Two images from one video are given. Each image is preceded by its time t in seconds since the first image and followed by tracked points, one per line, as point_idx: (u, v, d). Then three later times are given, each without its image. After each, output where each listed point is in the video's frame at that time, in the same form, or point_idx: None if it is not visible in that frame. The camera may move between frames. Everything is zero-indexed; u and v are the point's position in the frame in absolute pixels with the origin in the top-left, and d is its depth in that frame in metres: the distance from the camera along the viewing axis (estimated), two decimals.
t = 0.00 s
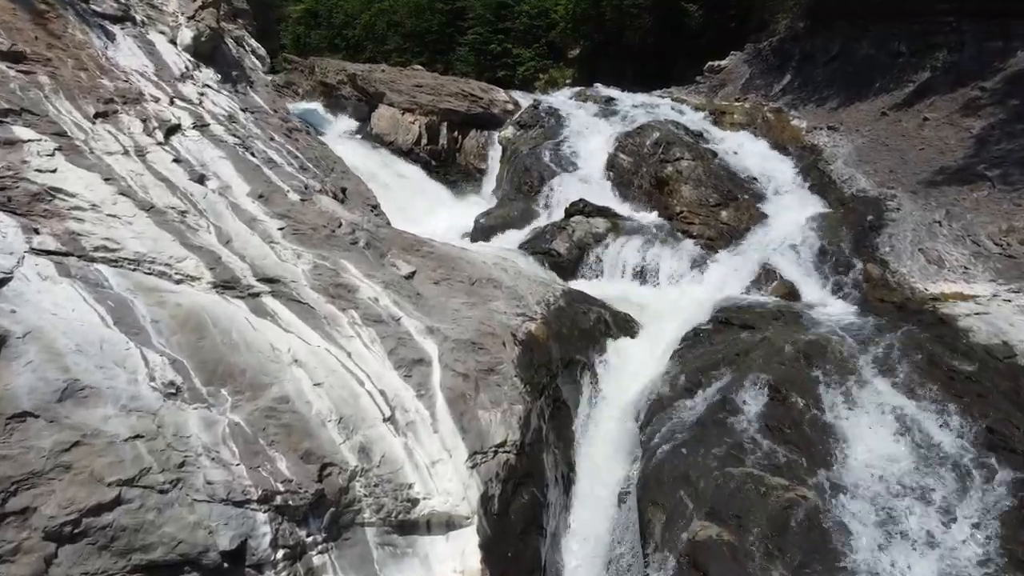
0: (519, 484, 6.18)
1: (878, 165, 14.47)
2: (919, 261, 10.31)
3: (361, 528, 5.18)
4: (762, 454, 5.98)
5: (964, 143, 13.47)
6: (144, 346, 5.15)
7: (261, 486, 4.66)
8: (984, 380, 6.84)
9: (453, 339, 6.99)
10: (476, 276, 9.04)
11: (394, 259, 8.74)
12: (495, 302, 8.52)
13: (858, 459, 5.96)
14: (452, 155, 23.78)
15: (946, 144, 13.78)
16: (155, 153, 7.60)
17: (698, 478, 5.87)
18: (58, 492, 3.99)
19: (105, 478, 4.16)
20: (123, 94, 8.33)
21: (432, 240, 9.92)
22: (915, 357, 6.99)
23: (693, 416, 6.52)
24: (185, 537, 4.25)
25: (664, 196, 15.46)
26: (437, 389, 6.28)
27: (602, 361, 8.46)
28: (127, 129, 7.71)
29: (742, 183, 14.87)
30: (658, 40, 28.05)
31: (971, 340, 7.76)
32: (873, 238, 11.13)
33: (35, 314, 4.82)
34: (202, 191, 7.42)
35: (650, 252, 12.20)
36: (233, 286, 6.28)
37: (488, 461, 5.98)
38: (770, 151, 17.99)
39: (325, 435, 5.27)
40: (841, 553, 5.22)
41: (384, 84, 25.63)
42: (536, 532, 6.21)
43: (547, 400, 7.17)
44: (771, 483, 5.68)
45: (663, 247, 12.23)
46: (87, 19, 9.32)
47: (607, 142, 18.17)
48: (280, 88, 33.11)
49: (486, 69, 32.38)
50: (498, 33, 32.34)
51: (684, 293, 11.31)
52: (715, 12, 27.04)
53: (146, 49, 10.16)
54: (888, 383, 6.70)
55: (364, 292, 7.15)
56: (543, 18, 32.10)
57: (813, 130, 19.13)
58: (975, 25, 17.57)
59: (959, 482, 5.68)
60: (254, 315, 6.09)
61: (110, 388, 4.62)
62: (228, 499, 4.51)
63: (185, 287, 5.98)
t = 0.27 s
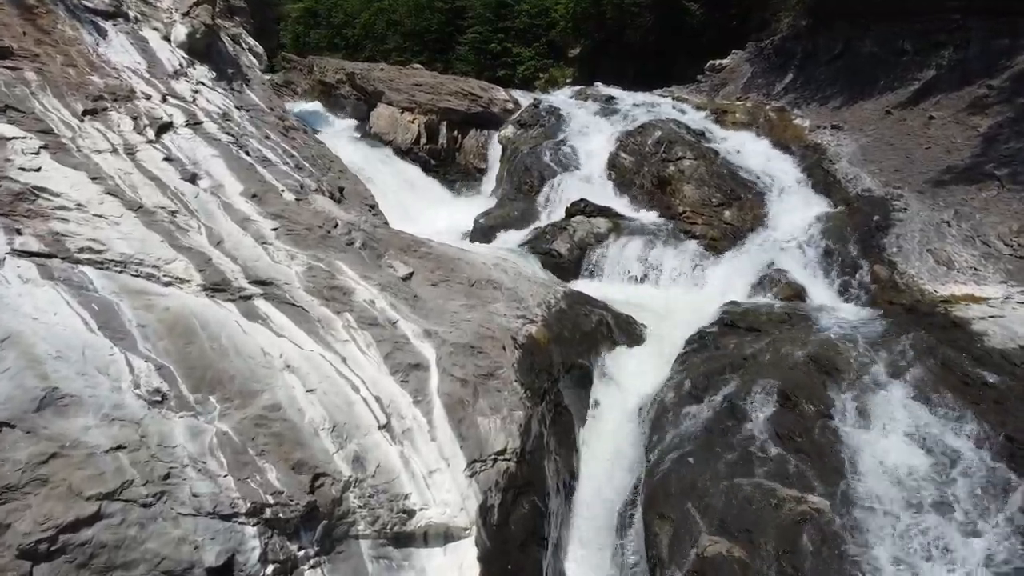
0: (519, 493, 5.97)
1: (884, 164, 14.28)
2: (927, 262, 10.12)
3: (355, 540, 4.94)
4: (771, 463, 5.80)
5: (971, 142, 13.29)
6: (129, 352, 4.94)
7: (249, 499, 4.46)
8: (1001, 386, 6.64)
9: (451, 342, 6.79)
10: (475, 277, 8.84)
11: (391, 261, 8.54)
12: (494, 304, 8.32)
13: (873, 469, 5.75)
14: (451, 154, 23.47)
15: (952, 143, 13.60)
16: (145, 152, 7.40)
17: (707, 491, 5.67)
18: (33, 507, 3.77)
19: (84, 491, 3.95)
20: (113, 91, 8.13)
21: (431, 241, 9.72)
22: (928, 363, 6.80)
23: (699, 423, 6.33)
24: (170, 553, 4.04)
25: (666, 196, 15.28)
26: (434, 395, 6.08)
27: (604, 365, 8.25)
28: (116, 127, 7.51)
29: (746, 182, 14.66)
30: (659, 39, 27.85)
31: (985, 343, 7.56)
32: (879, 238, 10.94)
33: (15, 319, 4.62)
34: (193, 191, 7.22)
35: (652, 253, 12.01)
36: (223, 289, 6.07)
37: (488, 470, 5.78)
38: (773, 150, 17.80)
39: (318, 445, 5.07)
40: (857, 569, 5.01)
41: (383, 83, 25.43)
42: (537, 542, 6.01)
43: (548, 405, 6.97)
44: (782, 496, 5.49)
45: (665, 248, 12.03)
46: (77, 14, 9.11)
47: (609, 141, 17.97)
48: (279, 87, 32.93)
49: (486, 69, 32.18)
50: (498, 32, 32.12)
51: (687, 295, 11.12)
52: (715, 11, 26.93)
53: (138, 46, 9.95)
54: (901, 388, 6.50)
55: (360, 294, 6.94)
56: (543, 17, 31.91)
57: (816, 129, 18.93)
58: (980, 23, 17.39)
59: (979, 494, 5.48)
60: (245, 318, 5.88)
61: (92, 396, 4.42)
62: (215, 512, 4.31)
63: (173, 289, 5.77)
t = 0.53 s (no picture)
0: (519, 504, 5.76)
1: (889, 163, 14.06)
2: (937, 263, 9.91)
3: (348, 555, 4.72)
4: (782, 474, 5.59)
5: (978, 141, 13.08)
6: (111, 357, 4.72)
7: (236, 513, 4.24)
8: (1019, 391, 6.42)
9: (449, 346, 6.58)
10: (474, 279, 8.63)
11: (388, 261, 8.32)
12: (494, 306, 8.10)
13: (890, 481, 5.54)
14: (451, 153, 23.26)
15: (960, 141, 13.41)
16: (133, 149, 7.18)
17: (716, 504, 5.45)
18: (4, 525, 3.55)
19: (59, 508, 3.73)
20: (101, 87, 7.91)
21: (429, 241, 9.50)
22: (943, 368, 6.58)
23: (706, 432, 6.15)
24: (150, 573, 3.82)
25: (668, 196, 15.08)
26: (431, 401, 5.87)
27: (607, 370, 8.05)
28: (104, 124, 7.29)
29: (749, 181, 14.42)
30: (660, 38, 27.63)
31: (1001, 347, 7.34)
32: (887, 238, 10.73)
33: None
34: (183, 189, 7.00)
35: (654, 253, 11.80)
36: (212, 291, 5.85)
37: (487, 479, 5.56)
38: (776, 149, 17.58)
39: (308, 455, 4.85)
40: None
41: (382, 82, 25.22)
42: (537, 554, 5.80)
43: (549, 411, 6.76)
44: (796, 509, 5.26)
45: (668, 248, 11.82)
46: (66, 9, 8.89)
47: (610, 140, 17.74)
48: (277, 86, 32.71)
49: (486, 68, 31.95)
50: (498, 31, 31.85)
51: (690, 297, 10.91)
52: (716, 10, 26.84)
53: (130, 41, 9.73)
54: (916, 395, 6.29)
55: (355, 296, 6.73)
56: (543, 16, 31.69)
57: (820, 127, 18.70)
58: (986, 20, 17.19)
59: (1000, 506, 5.26)
60: (235, 322, 5.66)
61: (70, 405, 4.20)
62: (199, 527, 4.09)
63: (159, 292, 5.55)
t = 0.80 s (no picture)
0: (519, 515, 5.52)
1: (895, 161, 13.83)
2: (947, 264, 9.68)
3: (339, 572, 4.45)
4: (795, 487, 5.37)
5: (986, 139, 12.85)
6: (89, 364, 4.48)
7: (219, 530, 4.00)
8: None
9: (446, 351, 6.34)
10: (473, 280, 8.42)
11: (384, 262, 8.09)
12: (492, 309, 7.88)
13: (910, 495, 5.33)
14: (450, 153, 23.04)
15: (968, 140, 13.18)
16: (120, 146, 6.95)
17: (726, 520, 5.24)
18: None
19: (27, 527, 3.49)
20: (88, 82, 7.69)
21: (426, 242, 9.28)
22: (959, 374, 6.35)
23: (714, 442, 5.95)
24: None
25: (670, 195, 14.85)
26: (427, 409, 5.63)
27: (609, 374, 7.79)
28: (89, 120, 7.06)
29: (752, 180, 14.20)
30: (660, 38, 27.40)
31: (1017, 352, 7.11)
32: (895, 238, 10.50)
33: None
34: (171, 188, 6.77)
35: (657, 254, 11.57)
36: (198, 294, 5.62)
37: (485, 490, 5.32)
38: (779, 148, 17.35)
39: (297, 466, 4.60)
40: None
41: (380, 80, 24.99)
42: (537, 568, 5.57)
43: (549, 417, 6.52)
44: (811, 525, 5.04)
45: (670, 248, 11.59)
46: (53, 3, 8.67)
47: (611, 138, 17.51)
48: (275, 86, 32.49)
49: (486, 67, 31.71)
50: (497, 30, 31.60)
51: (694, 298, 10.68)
52: (717, 9, 26.38)
53: (120, 36, 9.50)
54: (934, 403, 6.05)
55: (349, 299, 6.50)
56: (543, 15, 31.46)
57: (823, 126, 18.47)
58: (992, 18, 16.97)
59: None
60: (222, 326, 5.42)
61: (43, 416, 3.96)
62: (179, 546, 3.86)
63: (143, 294, 5.31)
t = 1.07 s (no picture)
0: (519, 529, 5.26)
1: (903, 160, 13.59)
2: (960, 264, 9.44)
3: None
4: (810, 502, 5.16)
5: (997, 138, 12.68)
6: (63, 372, 4.22)
7: (198, 551, 3.76)
8: None
9: (443, 356, 6.09)
10: (472, 282, 8.18)
11: (380, 263, 7.85)
12: (492, 312, 7.64)
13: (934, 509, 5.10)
14: (450, 152, 22.80)
15: (977, 139, 13.07)
16: (105, 143, 6.70)
17: (740, 538, 5.01)
18: None
19: None
20: (73, 78, 7.49)
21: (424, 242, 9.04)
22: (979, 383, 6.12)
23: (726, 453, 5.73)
24: None
25: (673, 195, 14.61)
26: (423, 417, 5.37)
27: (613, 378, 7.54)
28: (73, 116, 6.83)
29: (756, 179, 13.96)
30: (661, 36, 27.15)
31: None
32: (904, 238, 10.27)
33: None
34: (157, 186, 6.52)
35: (659, 254, 11.34)
36: (183, 297, 5.36)
37: (484, 503, 5.06)
38: (782, 147, 17.10)
39: (284, 480, 4.35)
40: None
41: (379, 78, 24.73)
42: None
43: (551, 425, 6.26)
44: (832, 546, 4.81)
45: (673, 249, 11.35)
46: None
47: (612, 137, 17.26)
48: (274, 85, 32.25)
49: (485, 66, 31.45)
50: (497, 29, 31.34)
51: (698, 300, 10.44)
52: (719, 8, 26.14)
53: (109, 31, 9.26)
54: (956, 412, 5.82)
55: (342, 301, 6.24)
56: (544, 15, 31.25)
57: (827, 124, 18.22)
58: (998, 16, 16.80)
59: None
60: (208, 331, 5.16)
61: (10, 429, 3.70)
62: (155, 569, 3.61)
63: (124, 297, 5.05)
